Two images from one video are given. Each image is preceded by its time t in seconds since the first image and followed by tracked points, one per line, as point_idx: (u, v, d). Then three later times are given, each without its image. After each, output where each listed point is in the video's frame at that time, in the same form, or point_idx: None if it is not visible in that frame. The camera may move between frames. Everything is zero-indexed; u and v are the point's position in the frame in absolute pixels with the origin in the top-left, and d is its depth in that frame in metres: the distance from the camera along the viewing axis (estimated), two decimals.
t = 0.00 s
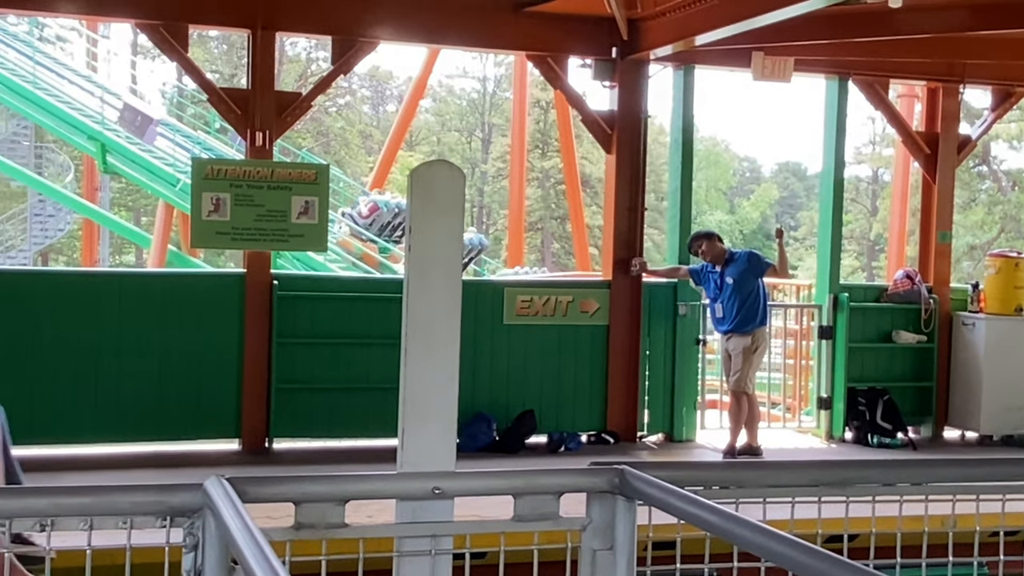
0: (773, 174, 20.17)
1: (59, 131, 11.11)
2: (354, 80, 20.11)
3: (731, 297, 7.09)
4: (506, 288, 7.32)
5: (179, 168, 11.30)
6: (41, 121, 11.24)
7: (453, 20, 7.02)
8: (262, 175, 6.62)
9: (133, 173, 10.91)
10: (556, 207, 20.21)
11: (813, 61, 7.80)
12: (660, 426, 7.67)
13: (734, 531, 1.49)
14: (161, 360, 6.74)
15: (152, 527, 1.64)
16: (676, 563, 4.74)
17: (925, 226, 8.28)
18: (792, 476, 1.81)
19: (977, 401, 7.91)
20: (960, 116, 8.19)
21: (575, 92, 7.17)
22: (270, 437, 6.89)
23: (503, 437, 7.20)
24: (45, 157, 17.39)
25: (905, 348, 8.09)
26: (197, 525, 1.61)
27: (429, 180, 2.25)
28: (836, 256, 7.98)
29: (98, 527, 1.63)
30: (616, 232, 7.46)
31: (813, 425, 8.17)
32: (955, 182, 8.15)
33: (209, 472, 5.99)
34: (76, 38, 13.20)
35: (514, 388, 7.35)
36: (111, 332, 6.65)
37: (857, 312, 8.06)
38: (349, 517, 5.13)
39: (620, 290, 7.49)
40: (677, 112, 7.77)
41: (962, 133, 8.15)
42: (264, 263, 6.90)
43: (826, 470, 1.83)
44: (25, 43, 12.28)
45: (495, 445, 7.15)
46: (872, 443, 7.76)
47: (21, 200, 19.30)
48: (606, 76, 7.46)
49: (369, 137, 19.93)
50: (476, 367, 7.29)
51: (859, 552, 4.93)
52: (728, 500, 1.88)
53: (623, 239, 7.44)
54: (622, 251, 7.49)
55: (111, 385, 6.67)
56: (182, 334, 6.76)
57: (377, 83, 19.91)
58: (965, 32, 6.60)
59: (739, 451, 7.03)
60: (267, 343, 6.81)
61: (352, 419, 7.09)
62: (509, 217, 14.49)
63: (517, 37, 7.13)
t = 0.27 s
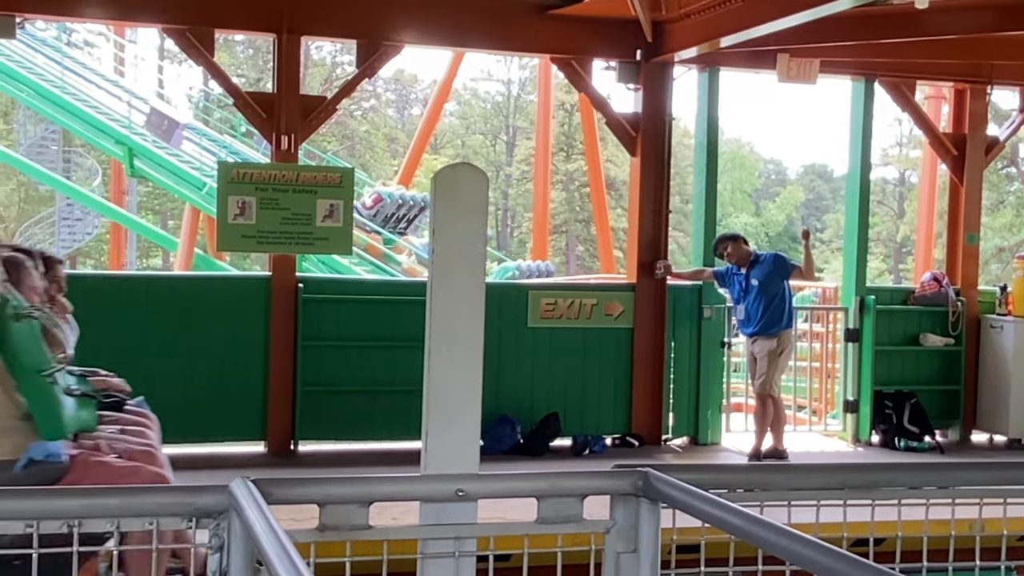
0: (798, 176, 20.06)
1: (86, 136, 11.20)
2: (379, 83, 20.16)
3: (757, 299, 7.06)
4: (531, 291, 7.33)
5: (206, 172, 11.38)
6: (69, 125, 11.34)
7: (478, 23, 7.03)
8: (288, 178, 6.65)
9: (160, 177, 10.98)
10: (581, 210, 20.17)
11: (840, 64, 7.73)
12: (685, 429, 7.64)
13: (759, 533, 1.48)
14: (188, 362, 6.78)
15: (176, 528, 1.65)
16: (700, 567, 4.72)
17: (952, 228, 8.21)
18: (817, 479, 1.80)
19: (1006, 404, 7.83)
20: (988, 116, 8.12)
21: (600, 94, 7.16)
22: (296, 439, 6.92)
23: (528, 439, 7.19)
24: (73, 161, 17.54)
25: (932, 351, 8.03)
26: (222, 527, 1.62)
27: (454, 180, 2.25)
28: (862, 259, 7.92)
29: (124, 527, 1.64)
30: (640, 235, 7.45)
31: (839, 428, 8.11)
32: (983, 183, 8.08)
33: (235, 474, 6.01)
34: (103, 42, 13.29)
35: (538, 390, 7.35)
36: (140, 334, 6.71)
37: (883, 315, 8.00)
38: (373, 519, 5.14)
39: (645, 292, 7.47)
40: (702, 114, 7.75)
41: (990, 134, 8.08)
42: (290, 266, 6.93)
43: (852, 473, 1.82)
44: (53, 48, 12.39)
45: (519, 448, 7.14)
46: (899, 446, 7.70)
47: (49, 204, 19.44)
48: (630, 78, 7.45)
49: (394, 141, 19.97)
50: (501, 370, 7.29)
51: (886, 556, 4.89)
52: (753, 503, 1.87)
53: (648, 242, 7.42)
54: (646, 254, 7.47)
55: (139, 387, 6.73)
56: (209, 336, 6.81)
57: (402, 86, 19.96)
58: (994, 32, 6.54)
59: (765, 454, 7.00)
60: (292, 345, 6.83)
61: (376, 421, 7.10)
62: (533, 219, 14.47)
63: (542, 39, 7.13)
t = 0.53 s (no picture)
0: (825, 178, 19.94)
1: (114, 140, 11.28)
2: (403, 86, 20.18)
3: (783, 301, 7.03)
4: (555, 294, 7.32)
5: (232, 176, 11.44)
6: (96, 130, 11.43)
7: (502, 26, 7.04)
8: (313, 182, 6.68)
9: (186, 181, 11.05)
10: (606, 213, 20.14)
11: (865, 65, 7.67)
12: (709, 432, 7.61)
13: (782, 536, 1.47)
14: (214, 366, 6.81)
15: (203, 528, 1.66)
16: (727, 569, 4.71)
17: (981, 230, 8.15)
18: (842, 483, 1.79)
19: None
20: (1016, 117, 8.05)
21: (623, 96, 7.16)
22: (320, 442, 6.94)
23: (552, 442, 7.18)
24: (101, 165, 17.68)
25: (960, 354, 7.97)
26: (247, 528, 1.62)
27: (477, 184, 2.26)
28: (889, 261, 7.87)
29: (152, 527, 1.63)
30: (664, 238, 7.43)
31: (867, 431, 8.07)
32: (1012, 184, 8.01)
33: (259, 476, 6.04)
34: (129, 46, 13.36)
35: (563, 393, 7.35)
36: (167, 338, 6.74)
37: (911, 318, 7.95)
38: (399, 521, 5.16)
39: (669, 294, 7.45)
40: (727, 116, 7.72)
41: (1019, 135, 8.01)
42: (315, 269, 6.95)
43: (877, 477, 1.80)
44: (81, 53, 12.48)
45: (544, 450, 7.13)
46: (926, 450, 7.66)
47: (77, 208, 19.59)
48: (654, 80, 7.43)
49: (418, 143, 19.99)
50: (524, 373, 7.29)
51: (914, 561, 4.85)
52: (777, 506, 1.86)
53: (670, 244, 7.40)
54: (670, 257, 7.46)
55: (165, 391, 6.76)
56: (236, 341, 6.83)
57: (427, 89, 19.99)
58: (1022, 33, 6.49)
59: (789, 458, 6.96)
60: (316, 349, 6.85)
61: (401, 424, 7.11)
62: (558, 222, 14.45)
63: (565, 42, 7.12)
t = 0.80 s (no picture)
0: (849, 180, 19.82)
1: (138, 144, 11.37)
2: (426, 89, 20.21)
3: (806, 304, 6.98)
4: (576, 296, 7.30)
5: (255, 179, 11.49)
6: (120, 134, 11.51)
7: (523, 28, 7.04)
8: (335, 186, 6.68)
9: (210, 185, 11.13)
10: (628, 215, 20.10)
11: (889, 66, 7.62)
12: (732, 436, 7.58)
13: (804, 541, 1.46)
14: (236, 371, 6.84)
15: (223, 530, 1.65)
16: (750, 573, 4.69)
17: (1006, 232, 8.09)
18: (865, 487, 1.77)
19: None
20: None
21: (645, 99, 7.15)
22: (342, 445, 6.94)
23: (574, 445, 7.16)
24: (125, 169, 17.81)
25: (985, 357, 7.91)
26: (267, 530, 1.62)
27: (495, 189, 2.25)
28: (913, 263, 7.82)
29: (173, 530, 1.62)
30: (686, 240, 7.42)
31: (891, 434, 8.02)
32: None
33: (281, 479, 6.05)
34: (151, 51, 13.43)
35: (584, 396, 7.32)
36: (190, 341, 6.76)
37: (935, 320, 7.90)
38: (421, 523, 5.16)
39: (691, 297, 7.43)
40: (749, 118, 7.69)
41: None
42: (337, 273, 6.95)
43: (899, 480, 1.79)
44: (105, 58, 12.56)
45: (566, 454, 7.08)
46: (950, 453, 7.60)
47: (102, 211, 19.73)
48: (676, 82, 7.41)
49: (440, 146, 20.00)
50: (546, 376, 7.28)
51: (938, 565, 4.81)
52: (800, 510, 1.85)
53: (692, 246, 7.38)
54: (693, 260, 7.44)
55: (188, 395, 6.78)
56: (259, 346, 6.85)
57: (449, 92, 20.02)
58: None
59: (812, 462, 6.91)
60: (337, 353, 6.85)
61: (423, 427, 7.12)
62: (580, 224, 14.42)
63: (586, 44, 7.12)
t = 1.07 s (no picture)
0: (869, 183, 19.70)
1: (159, 149, 11.44)
2: (444, 93, 20.23)
3: (826, 308, 6.95)
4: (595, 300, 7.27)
5: (274, 183, 11.54)
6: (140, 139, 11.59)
7: (541, 33, 7.04)
8: (352, 189, 6.68)
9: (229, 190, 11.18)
10: (646, 219, 20.04)
11: (909, 68, 7.56)
12: (751, 440, 7.57)
13: (824, 545, 1.45)
14: (255, 374, 6.87)
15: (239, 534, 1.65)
16: None
17: None
18: (884, 489, 1.76)
19: None
20: None
21: (664, 102, 7.13)
22: (361, 448, 6.96)
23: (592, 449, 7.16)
24: (145, 173, 17.90)
25: (1006, 361, 7.85)
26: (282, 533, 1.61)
27: (512, 192, 2.25)
28: (933, 267, 7.78)
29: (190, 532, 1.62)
30: (704, 243, 7.39)
31: (911, 439, 7.97)
32: None
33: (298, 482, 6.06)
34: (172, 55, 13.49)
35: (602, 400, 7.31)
36: (210, 343, 6.80)
37: (956, 324, 7.85)
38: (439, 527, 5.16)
39: (710, 300, 7.40)
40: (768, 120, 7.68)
41: None
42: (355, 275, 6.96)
43: (918, 483, 1.78)
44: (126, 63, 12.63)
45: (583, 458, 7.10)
46: (972, 458, 7.55)
47: (123, 216, 19.82)
48: (694, 85, 7.39)
49: (458, 150, 20.03)
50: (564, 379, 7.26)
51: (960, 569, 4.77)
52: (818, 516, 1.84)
53: (710, 249, 7.35)
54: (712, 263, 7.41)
55: (209, 397, 6.83)
56: (280, 349, 6.90)
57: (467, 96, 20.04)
58: None
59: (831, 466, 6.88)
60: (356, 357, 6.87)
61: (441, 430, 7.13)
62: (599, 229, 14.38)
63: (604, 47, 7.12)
